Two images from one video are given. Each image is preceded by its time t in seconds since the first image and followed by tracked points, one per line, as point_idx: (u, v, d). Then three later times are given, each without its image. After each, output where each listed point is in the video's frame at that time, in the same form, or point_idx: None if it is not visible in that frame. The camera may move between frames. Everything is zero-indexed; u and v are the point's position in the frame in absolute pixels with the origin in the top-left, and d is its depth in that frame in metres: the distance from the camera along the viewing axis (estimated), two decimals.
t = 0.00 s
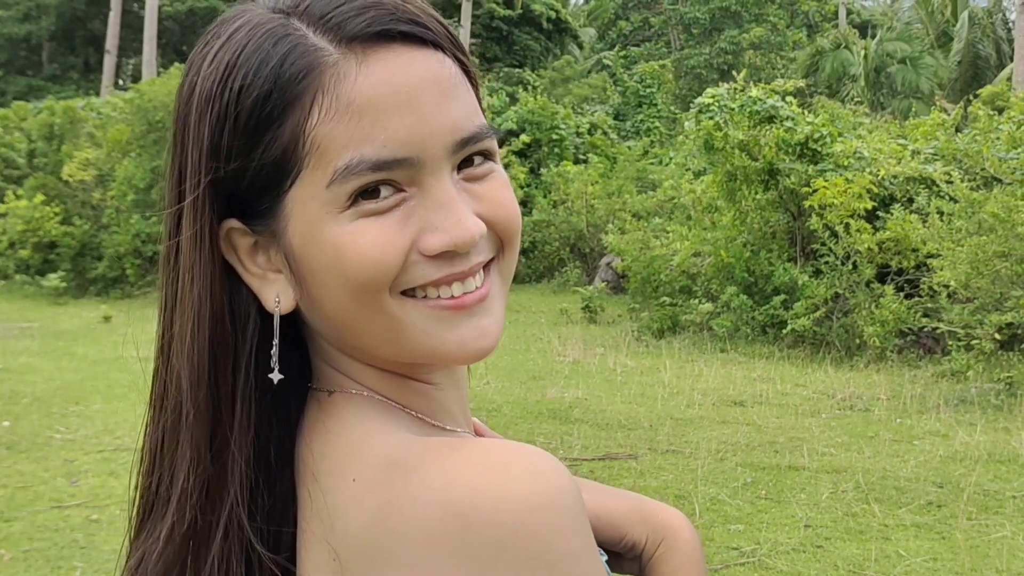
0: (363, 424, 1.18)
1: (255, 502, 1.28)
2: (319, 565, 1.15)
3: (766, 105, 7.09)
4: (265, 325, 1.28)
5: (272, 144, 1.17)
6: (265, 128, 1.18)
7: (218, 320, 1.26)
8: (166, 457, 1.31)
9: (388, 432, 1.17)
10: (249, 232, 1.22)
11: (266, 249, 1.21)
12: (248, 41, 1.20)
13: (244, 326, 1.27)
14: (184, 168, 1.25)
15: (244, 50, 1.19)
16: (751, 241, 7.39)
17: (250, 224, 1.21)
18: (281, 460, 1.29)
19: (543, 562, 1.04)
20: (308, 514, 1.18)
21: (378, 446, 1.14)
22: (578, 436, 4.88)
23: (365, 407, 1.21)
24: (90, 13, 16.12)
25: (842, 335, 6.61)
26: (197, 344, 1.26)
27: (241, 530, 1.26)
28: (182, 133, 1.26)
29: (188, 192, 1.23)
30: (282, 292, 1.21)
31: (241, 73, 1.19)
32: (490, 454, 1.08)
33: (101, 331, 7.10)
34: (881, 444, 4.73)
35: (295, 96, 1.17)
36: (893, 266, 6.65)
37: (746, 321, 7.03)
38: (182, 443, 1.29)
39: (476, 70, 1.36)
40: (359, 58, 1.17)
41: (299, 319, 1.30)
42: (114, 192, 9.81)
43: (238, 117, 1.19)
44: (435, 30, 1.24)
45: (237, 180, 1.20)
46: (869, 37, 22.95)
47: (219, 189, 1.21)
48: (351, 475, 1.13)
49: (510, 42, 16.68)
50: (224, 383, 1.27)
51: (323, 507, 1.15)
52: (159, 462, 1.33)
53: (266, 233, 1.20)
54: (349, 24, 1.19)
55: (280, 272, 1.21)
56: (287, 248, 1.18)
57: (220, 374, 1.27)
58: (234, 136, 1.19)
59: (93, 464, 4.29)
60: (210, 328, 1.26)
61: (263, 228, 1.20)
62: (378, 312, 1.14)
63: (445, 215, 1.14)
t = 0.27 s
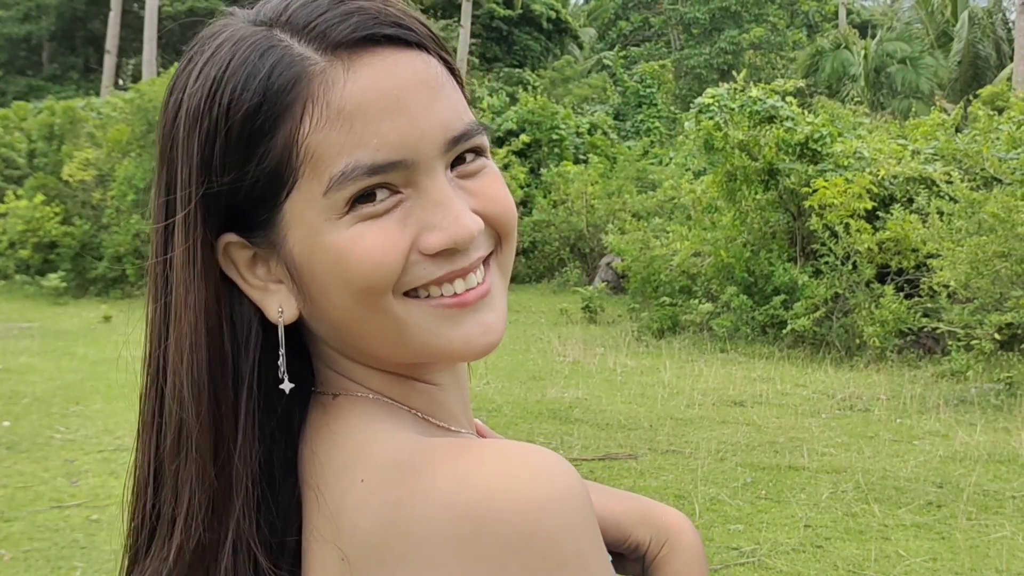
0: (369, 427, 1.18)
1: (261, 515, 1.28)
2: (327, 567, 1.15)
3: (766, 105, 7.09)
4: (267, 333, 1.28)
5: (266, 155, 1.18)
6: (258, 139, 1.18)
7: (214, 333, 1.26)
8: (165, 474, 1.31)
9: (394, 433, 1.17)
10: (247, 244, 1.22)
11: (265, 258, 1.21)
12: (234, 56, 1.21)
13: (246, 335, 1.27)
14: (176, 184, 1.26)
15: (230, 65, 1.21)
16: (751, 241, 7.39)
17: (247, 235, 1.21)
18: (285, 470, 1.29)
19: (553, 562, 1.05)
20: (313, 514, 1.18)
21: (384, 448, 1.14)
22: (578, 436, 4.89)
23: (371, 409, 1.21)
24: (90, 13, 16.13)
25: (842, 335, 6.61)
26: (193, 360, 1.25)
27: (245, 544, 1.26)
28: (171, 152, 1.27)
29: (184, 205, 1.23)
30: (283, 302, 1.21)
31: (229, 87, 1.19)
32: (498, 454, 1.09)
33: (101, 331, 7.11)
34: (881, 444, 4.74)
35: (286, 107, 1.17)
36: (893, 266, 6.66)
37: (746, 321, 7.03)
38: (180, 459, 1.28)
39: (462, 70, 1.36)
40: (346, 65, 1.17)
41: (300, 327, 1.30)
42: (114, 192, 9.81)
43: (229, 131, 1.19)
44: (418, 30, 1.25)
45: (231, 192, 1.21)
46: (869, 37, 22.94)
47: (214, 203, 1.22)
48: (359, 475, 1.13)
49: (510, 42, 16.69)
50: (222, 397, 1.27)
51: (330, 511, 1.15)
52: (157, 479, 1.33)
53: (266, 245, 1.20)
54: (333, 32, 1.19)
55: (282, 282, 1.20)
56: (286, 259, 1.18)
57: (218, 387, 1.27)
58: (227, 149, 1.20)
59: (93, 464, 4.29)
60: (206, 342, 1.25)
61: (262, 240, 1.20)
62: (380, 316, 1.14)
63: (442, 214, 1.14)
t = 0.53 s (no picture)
0: (371, 428, 1.18)
1: (263, 518, 1.28)
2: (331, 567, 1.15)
3: (766, 105, 7.10)
4: (268, 339, 1.28)
5: (260, 160, 1.18)
6: (250, 142, 1.19)
7: (210, 336, 1.26)
8: (160, 481, 1.31)
9: (397, 433, 1.17)
10: (243, 249, 1.22)
11: (261, 262, 1.21)
12: (223, 62, 1.21)
13: (245, 339, 1.26)
14: (170, 191, 1.26)
15: (219, 71, 1.21)
16: (751, 241, 7.40)
17: (243, 239, 1.21)
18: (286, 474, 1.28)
19: (562, 562, 1.06)
20: (316, 514, 1.18)
21: (387, 449, 1.14)
22: (578, 436, 4.89)
23: (373, 410, 1.21)
24: (90, 13, 16.13)
25: (842, 335, 6.62)
26: (183, 363, 1.26)
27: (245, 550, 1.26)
28: (164, 161, 1.27)
29: (179, 212, 1.23)
30: (282, 305, 1.21)
31: (219, 93, 1.20)
32: (503, 453, 1.09)
33: (102, 331, 7.12)
34: (881, 444, 4.74)
35: (277, 111, 1.18)
36: (893, 266, 6.66)
37: (746, 321, 7.03)
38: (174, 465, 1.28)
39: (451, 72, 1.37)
40: (335, 66, 1.17)
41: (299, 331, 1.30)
42: (114, 192, 9.81)
43: (221, 136, 1.20)
44: (405, 30, 1.25)
45: (226, 197, 1.21)
46: (869, 37, 22.94)
47: (210, 208, 1.22)
48: (365, 474, 1.14)
49: (510, 43, 16.70)
50: (216, 402, 1.27)
51: (334, 510, 1.15)
52: (152, 488, 1.32)
53: (262, 248, 1.20)
54: (320, 35, 1.20)
55: (280, 285, 1.20)
56: (283, 262, 1.18)
57: (214, 392, 1.27)
58: (220, 154, 1.20)
59: (94, 464, 4.30)
60: (201, 345, 1.26)
61: (257, 244, 1.20)
62: (379, 316, 1.14)
63: (436, 212, 1.15)
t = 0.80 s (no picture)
0: (372, 426, 1.18)
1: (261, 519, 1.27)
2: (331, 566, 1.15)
3: (766, 105, 7.10)
4: (266, 339, 1.27)
5: (253, 159, 1.18)
6: (244, 141, 1.19)
7: (207, 336, 1.26)
8: (157, 481, 1.31)
9: (396, 432, 1.17)
10: (240, 249, 1.21)
11: (258, 261, 1.21)
12: (215, 62, 1.22)
13: (242, 337, 1.26)
14: (165, 191, 1.26)
15: (212, 72, 1.21)
16: (751, 241, 7.39)
17: (239, 239, 1.21)
18: (286, 472, 1.27)
19: (565, 560, 1.06)
20: (315, 513, 1.18)
21: (387, 448, 1.14)
22: (578, 436, 4.89)
23: (373, 409, 1.21)
24: (90, 13, 16.14)
25: (842, 336, 6.61)
26: (178, 363, 1.27)
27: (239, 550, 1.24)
28: (160, 163, 1.27)
29: (174, 213, 1.24)
30: (279, 304, 1.20)
31: (212, 93, 1.20)
32: (503, 450, 1.09)
33: (101, 331, 7.11)
34: (881, 444, 4.74)
35: (270, 110, 1.18)
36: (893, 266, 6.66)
37: (746, 321, 7.03)
38: (170, 465, 1.28)
39: (446, 71, 1.37)
40: (327, 65, 1.17)
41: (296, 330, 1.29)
42: (114, 192, 9.81)
43: (215, 136, 1.20)
44: (396, 28, 1.25)
45: (220, 197, 1.21)
46: (869, 37, 22.93)
47: (205, 207, 1.22)
48: (365, 473, 1.13)
49: (510, 42, 16.71)
50: (211, 401, 1.28)
51: (335, 509, 1.15)
52: (149, 488, 1.32)
53: (259, 248, 1.20)
54: (312, 33, 1.19)
55: (276, 285, 1.20)
56: (278, 260, 1.18)
57: (211, 391, 1.27)
58: (214, 154, 1.20)
59: (94, 464, 4.29)
60: (195, 345, 1.26)
61: (254, 244, 1.20)
62: (375, 314, 1.14)
63: (431, 209, 1.14)
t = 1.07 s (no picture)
0: (368, 424, 1.18)
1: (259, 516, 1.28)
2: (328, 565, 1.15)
3: (766, 105, 7.10)
4: (263, 336, 1.27)
5: (249, 156, 1.18)
6: (239, 138, 1.19)
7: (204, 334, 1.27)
8: (157, 475, 1.32)
9: (393, 431, 1.17)
10: (237, 246, 1.22)
11: (255, 258, 1.21)
12: (211, 60, 1.22)
13: (240, 335, 1.27)
14: (164, 189, 1.26)
15: (209, 70, 1.22)
16: (751, 241, 7.39)
17: (236, 236, 1.21)
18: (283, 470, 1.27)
19: (562, 560, 1.06)
20: (312, 511, 1.18)
21: (384, 446, 1.14)
22: (578, 435, 4.89)
23: (370, 408, 1.21)
24: (90, 13, 16.14)
25: (842, 335, 6.62)
26: (176, 359, 1.28)
27: (235, 543, 1.25)
28: (158, 160, 1.28)
29: (173, 210, 1.24)
30: (276, 301, 1.20)
31: (208, 90, 1.20)
32: (499, 449, 1.09)
33: (101, 331, 7.11)
34: (881, 444, 4.74)
35: (266, 106, 1.18)
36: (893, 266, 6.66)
37: (746, 321, 7.03)
38: (169, 459, 1.30)
39: (445, 70, 1.37)
40: (323, 62, 1.17)
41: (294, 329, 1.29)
42: (114, 192, 9.82)
43: (212, 133, 1.20)
44: (393, 26, 1.25)
45: (216, 193, 1.21)
46: (868, 37, 22.94)
47: (202, 204, 1.22)
48: (362, 472, 1.13)
49: (510, 42, 16.71)
50: (209, 398, 1.28)
51: (332, 507, 1.15)
52: (149, 482, 1.33)
53: (255, 244, 1.20)
54: (308, 31, 1.20)
55: (273, 282, 1.20)
56: (275, 256, 1.18)
57: (209, 389, 1.28)
58: (211, 152, 1.21)
59: (94, 464, 4.29)
60: (193, 342, 1.27)
61: (251, 241, 1.20)
62: (370, 310, 1.14)
63: (426, 205, 1.14)
